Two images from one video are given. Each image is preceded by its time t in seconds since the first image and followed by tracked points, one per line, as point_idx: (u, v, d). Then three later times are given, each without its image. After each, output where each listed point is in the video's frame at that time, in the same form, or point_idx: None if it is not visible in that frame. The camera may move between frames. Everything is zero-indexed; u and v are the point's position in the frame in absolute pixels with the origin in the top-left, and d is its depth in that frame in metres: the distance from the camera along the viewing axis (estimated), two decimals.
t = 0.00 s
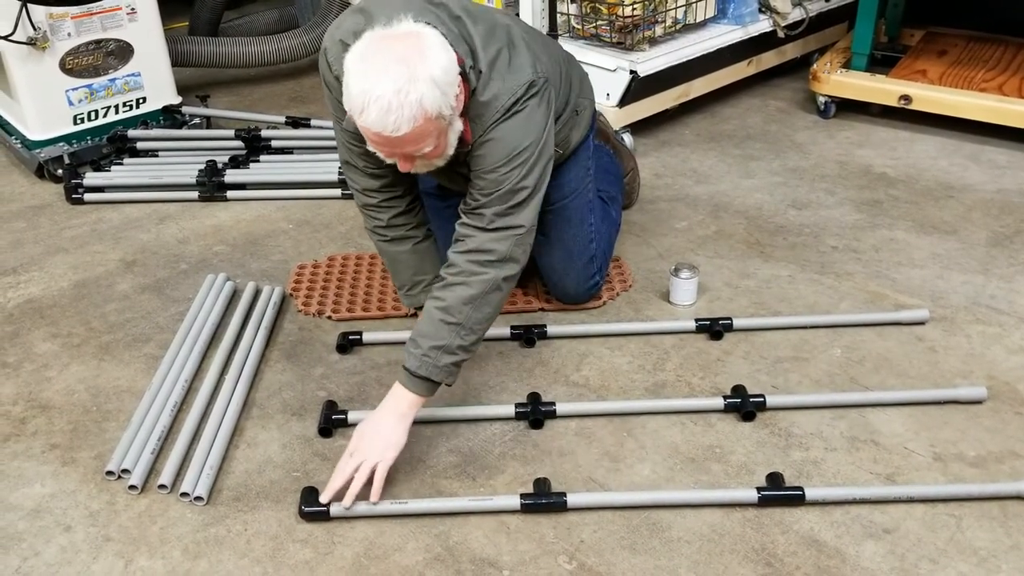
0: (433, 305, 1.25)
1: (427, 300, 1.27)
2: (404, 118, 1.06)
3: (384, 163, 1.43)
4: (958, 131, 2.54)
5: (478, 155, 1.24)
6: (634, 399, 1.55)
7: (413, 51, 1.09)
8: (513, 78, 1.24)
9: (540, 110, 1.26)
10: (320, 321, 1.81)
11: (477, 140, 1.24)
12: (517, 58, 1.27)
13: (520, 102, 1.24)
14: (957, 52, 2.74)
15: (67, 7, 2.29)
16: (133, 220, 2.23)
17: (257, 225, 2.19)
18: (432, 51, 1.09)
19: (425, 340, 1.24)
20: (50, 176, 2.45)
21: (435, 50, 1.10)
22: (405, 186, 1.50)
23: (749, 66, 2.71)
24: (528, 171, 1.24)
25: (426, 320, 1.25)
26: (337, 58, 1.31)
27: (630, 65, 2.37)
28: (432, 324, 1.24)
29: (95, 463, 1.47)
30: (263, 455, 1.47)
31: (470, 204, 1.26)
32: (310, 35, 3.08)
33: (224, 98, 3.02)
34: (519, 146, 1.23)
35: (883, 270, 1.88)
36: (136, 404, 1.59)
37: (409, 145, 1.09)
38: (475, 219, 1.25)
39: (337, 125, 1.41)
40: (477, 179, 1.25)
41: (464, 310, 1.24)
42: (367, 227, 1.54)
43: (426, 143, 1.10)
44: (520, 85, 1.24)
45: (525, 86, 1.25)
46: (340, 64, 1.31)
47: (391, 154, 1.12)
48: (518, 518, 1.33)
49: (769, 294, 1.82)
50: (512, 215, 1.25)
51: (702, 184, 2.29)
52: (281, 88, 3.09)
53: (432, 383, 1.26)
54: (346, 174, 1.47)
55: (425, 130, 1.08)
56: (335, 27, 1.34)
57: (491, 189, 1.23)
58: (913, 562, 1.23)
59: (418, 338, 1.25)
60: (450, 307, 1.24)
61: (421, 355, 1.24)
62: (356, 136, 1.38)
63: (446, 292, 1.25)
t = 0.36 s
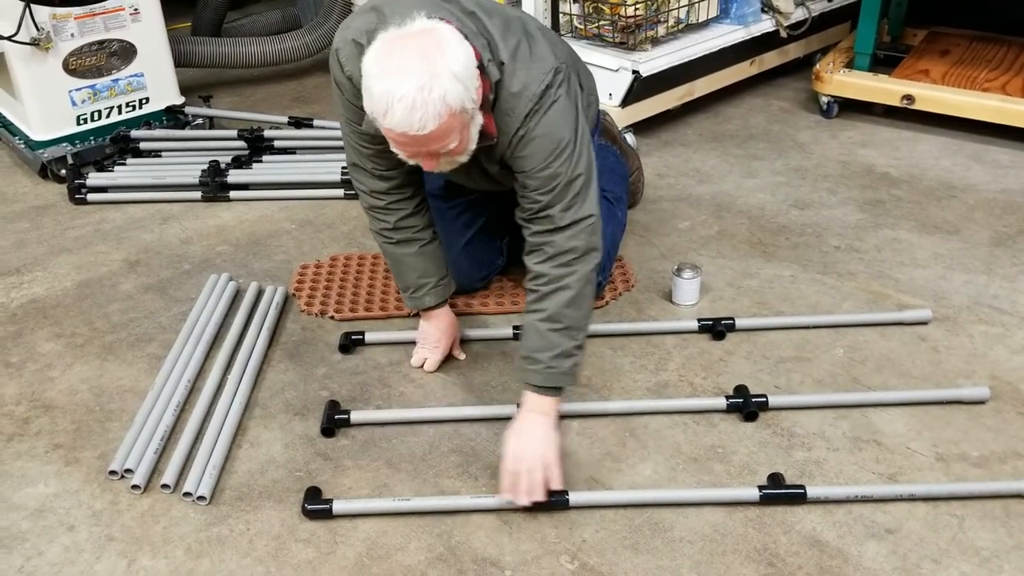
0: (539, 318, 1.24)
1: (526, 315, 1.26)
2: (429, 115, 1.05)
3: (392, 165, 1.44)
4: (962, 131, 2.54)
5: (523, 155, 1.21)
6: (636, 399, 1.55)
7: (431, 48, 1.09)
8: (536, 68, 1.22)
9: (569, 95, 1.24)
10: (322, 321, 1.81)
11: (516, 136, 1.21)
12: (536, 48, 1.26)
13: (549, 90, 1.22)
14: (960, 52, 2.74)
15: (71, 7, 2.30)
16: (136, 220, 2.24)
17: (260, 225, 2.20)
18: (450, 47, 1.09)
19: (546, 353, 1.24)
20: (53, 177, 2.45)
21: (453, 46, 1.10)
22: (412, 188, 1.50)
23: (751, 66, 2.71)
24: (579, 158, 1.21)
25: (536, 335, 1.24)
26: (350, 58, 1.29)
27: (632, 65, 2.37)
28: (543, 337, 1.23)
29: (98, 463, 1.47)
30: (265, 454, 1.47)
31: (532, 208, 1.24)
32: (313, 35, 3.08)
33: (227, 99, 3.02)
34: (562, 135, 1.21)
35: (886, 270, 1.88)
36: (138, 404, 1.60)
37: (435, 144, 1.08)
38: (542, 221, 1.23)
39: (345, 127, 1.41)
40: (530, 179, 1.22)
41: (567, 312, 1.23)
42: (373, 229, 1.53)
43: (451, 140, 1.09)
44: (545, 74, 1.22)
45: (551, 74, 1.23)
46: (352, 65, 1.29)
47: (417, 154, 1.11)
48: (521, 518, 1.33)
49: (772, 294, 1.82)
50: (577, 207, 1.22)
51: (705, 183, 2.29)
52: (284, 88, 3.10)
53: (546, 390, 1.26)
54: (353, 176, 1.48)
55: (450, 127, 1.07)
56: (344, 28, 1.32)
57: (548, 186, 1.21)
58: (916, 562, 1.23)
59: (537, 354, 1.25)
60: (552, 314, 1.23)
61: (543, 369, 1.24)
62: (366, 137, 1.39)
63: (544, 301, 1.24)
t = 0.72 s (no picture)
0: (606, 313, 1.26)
1: (591, 314, 1.27)
2: (494, 110, 1.03)
3: (410, 167, 1.44)
4: (963, 130, 2.53)
5: (564, 151, 1.22)
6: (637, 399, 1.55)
7: (482, 43, 1.06)
8: (572, 63, 1.22)
9: (602, 89, 1.25)
10: (323, 321, 1.81)
11: (557, 133, 1.21)
12: (567, 41, 1.26)
13: (586, 84, 1.22)
14: (961, 51, 2.73)
15: (71, 8, 2.30)
16: (138, 221, 2.24)
17: (261, 225, 2.20)
18: (500, 40, 1.08)
19: (619, 347, 1.26)
20: (55, 177, 2.46)
21: (502, 39, 1.08)
22: (427, 190, 1.50)
23: (753, 65, 2.71)
24: (618, 152, 1.23)
25: (606, 332, 1.26)
26: (381, 58, 1.27)
27: (633, 64, 2.37)
28: (613, 333, 1.25)
29: (100, 464, 1.47)
30: (267, 455, 1.47)
31: (579, 204, 1.25)
32: (314, 35, 3.08)
33: (228, 99, 3.02)
34: (602, 130, 1.22)
35: (887, 270, 1.88)
36: (140, 405, 1.60)
37: (496, 140, 1.06)
38: (592, 216, 1.24)
39: (365, 126, 1.40)
40: (575, 175, 1.23)
41: (631, 304, 1.25)
42: (382, 229, 1.53)
43: (511, 134, 1.07)
44: (582, 69, 1.22)
45: (586, 69, 1.23)
46: (383, 64, 1.27)
47: (474, 152, 1.08)
48: (522, 518, 1.33)
49: (773, 294, 1.82)
50: (623, 199, 1.23)
51: (706, 183, 2.29)
52: (284, 89, 3.10)
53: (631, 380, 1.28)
54: (367, 175, 1.48)
55: (511, 121, 1.06)
56: (373, 26, 1.31)
57: (593, 181, 1.22)
58: (917, 562, 1.22)
59: (610, 350, 1.26)
60: (617, 308, 1.25)
61: (619, 363, 1.26)
62: (387, 137, 1.38)
63: (608, 296, 1.26)
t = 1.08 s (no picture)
0: (682, 306, 1.27)
1: (663, 307, 1.28)
2: (540, 112, 1.03)
3: (427, 169, 1.44)
4: (964, 129, 2.53)
5: (603, 150, 1.23)
6: (638, 398, 1.55)
7: (526, 45, 1.07)
8: (601, 61, 1.22)
9: (630, 86, 1.25)
10: (325, 321, 1.81)
11: (594, 131, 1.22)
12: (597, 41, 1.25)
13: (617, 81, 1.22)
14: (962, 50, 2.73)
15: (72, 9, 2.30)
16: (139, 221, 2.24)
17: (262, 225, 2.20)
18: (541, 42, 1.08)
19: (698, 336, 1.27)
20: (56, 178, 2.46)
21: (544, 41, 1.09)
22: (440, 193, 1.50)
23: (754, 64, 2.70)
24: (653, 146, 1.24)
25: (681, 324, 1.27)
26: (411, 59, 1.26)
27: (634, 64, 2.37)
28: (690, 322, 1.27)
29: (101, 465, 1.47)
30: (268, 455, 1.48)
31: (625, 202, 1.26)
32: (314, 35, 3.08)
33: (229, 100, 3.02)
34: (635, 127, 1.23)
35: (888, 269, 1.88)
36: (141, 405, 1.60)
37: (538, 141, 1.07)
38: (642, 212, 1.25)
39: (384, 125, 1.39)
40: (613, 172, 1.24)
41: (702, 291, 1.26)
42: (390, 230, 1.51)
43: (551, 135, 1.08)
44: (611, 67, 1.22)
45: (618, 68, 1.23)
46: (413, 65, 1.26)
47: (514, 152, 1.09)
48: (523, 518, 1.33)
49: (774, 293, 1.82)
50: (668, 192, 1.25)
51: (707, 182, 2.29)
52: (285, 88, 3.10)
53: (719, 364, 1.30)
54: (381, 176, 1.46)
55: (552, 122, 1.07)
56: (402, 26, 1.29)
57: (636, 178, 1.23)
58: (919, 561, 1.22)
59: (688, 341, 1.28)
60: (689, 297, 1.26)
61: (704, 348, 1.27)
62: (409, 138, 1.37)
63: (677, 287, 1.26)
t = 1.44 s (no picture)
0: (618, 264, 1.48)
1: (611, 250, 1.47)
2: (588, 103, 1.03)
3: (446, 171, 1.44)
4: (965, 129, 2.53)
5: (640, 145, 1.29)
6: (640, 399, 1.55)
7: (574, 35, 1.06)
8: (640, 52, 1.23)
9: (662, 76, 1.28)
10: (327, 322, 1.81)
11: (634, 121, 1.25)
12: (631, 32, 1.27)
13: (655, 74, 1.25)
14: (963, 50, 2.73)
15: (73, 10, 2.30)
16: (140, 222, 2.24)
17: (263, 226, 2.20)
18: (588, 32, 1.08)
19: (604, 276, 1.48)
20: (57, 179, 2.46)
21: (590, 30, 1.08)
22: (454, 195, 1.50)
23: (755, 65, 2.71)
24: (683, 143, 1.34)
25: (607, 262, 1.47)
26: (444, 61, 1.26)
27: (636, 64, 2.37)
28: (613, 267, 1.47)
29: (103, 466, 1.47)
30: (270, 456, 1.48)
31: (648, 191, 1.37)
32: (316, 36, 3.08)
33: (230, 101, 3.02)
34: (672, 121, 1.29)
35: (890, 269, 1.88)
36: (144, 406, 1.60)
37: (583, 132, 1.07)
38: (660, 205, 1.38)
39: (407, 125, 1.38)
40: (645, 164, 1.32)
41: (644, 257, 1.48)
42: (401, 230, 1.50)
43: (595, 126, 1.08)
44: (650, 60, 1.24)
45: (653, 61, 1.26)
46: (446, 67, 1.26)
47: (557, 144, 1.08)
48: (525, 518, 1.34)
49: (775, 293, 1.82)
50: (685, 188, 1.38)
51: (708, 183, 2.29)
52: (287, 89, 3.10)
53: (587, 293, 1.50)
54: (397, 175, 1.45)
55: (597, 112, 1.07)
56: (434, 26, 1.28)
57: (666, 172, 1.34)
58: (921, 561, 1.23)
59: (598, 275, 1.47)
60: (634, 258, 1.47)
61: (599, 287, 1.48)
62: (434, 139, 1.37)
63: (632, 248, 1.46)
